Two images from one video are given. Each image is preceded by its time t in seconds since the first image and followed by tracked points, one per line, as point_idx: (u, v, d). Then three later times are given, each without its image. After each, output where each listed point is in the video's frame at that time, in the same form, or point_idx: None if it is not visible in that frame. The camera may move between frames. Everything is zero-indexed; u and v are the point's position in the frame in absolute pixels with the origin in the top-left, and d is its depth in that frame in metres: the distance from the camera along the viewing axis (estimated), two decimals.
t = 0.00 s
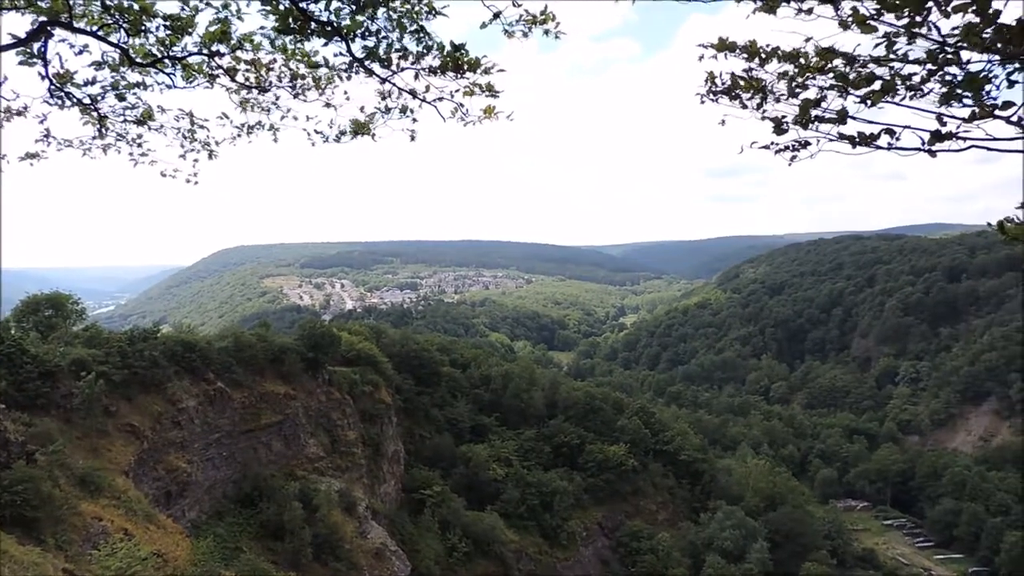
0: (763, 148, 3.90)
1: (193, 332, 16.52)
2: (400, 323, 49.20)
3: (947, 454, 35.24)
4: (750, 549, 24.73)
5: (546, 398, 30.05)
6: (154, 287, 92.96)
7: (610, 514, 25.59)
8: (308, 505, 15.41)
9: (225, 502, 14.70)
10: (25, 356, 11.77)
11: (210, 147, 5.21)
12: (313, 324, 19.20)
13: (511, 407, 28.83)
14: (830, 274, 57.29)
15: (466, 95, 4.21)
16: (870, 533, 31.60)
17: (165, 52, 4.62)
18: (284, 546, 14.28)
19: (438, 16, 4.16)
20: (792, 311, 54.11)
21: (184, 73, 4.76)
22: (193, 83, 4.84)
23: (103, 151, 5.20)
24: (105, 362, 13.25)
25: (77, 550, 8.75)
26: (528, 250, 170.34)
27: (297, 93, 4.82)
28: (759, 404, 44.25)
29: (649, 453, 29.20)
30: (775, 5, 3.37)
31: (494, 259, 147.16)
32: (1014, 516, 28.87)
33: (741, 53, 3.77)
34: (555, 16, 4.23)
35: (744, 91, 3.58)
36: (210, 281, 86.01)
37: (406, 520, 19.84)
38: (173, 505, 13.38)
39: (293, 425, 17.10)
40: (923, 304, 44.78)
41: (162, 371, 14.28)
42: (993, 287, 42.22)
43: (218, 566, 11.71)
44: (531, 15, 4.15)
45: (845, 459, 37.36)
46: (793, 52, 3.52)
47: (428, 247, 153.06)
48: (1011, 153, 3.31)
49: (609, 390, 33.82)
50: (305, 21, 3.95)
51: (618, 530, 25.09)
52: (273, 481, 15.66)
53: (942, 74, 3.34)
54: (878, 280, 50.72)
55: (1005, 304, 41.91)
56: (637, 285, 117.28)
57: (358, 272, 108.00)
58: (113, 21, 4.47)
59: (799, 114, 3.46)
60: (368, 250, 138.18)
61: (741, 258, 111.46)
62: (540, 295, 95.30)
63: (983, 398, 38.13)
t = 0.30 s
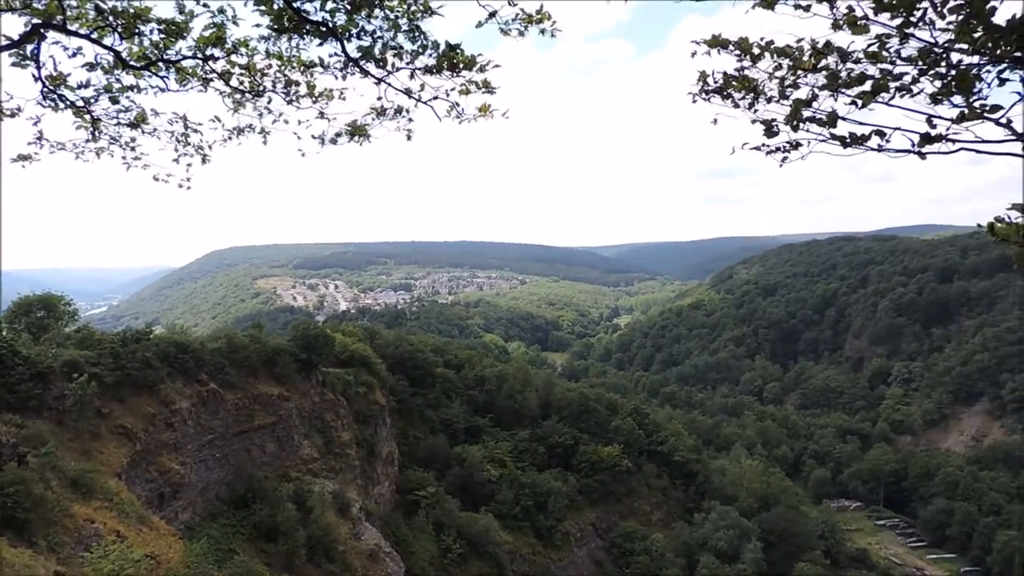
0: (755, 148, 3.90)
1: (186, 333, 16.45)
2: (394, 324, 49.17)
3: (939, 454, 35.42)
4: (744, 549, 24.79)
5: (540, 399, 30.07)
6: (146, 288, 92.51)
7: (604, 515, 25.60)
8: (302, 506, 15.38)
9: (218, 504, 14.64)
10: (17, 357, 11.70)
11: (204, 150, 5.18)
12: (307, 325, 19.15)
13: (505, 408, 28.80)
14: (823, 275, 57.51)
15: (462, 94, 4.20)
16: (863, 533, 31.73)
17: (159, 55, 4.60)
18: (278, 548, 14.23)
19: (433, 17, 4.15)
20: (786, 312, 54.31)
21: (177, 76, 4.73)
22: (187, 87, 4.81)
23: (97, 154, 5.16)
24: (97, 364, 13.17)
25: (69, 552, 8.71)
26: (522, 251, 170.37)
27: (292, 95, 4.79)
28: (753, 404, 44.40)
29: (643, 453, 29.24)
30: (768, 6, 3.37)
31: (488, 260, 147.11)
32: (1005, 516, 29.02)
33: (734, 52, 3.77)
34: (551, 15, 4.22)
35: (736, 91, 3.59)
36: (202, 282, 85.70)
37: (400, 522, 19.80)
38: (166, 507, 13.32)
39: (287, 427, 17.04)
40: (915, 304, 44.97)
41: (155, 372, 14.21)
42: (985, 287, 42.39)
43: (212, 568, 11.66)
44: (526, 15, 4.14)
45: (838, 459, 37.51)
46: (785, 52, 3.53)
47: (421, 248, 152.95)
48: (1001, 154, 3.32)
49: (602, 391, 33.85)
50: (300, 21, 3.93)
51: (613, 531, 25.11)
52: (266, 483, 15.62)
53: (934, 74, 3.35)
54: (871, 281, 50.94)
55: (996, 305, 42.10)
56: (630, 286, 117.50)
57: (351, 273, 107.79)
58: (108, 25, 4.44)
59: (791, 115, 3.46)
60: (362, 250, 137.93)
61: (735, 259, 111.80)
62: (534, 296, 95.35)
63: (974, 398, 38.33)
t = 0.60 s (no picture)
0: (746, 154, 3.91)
1: (180, 332, 16.39)
2: (389, 325, 49.10)
3: (932, 456, 35.54)
4: (737, 551, 24.84)
5: (534, 400, 30.06)
6: (140, 287, 92.15)
7: (598, 516, 25.61)
8: (295, 507, 15.33)
9: (211, 504, 14.59)
10: (9, 356, 11.64)
11: (198, 150, 5.18)
12: (302, 325, 19.09)
13: (499, 409, 28.78)
14: (817, 278, 57.68)
15: (459, 96, 4.20)
16: (856, 536, 31.81)
17: (153, 55, 4.59)
18: (271, 549, 14.19)
19: (429, 19, 4.14)
20: (780, 314, 54.46)
21: (172, 77, 4.72)
22: (182, 87, 4.80)
23: (89, 153, 5.14)
24: (90, 363, 13.11)
25: (59, 552, 8.65)
26: (518, 252, 170.42)
27: (288, 97, 4.79)
28: (747, 407, 44.51)
29: (637, 455, 29.24)
30: (757, 12, 3.38)
31: (483, 261, 147.00)
32: (997, 519, 29.13)
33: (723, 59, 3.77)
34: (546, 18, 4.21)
35: (725, 100, 3.60)
36: (197, 282, 85.34)
37: (393, 523, 19.74)
38: (158, 508, 13.26)
39: (280, 427, 16.98)
40: (909, 307, 45.14)
41: (148, 372, 14.14)
42: (978, 291, 42.52)
43: (204, 569, 11.61)
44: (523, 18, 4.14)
45: (832, 461, 37.63)
46: (775, 58, 3.53)
47: (416, 249, 152.76)
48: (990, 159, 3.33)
49: (597, 393, 33.85)
50: (296, 23, 3.93)
51: (606, 533, 25.11)
52: (259, 484, 15.58)
53: (922, 80, 3.35)
54: (865, 285, 51.11)
55: (989, 308, 42.21)
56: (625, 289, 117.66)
57: (346, 273, 107.60)
58: (102, 24, 4.42)
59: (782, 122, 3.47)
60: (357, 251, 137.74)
61: (729, 261, 112.21)
62: (529, 298, 95.45)
63: (967, 402, 38.47)
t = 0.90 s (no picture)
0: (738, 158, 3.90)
1: (171, 334, 16.30)
2: (382, 327, 49.02)
3: (924, 456, 35.73)
4: (731, 551, 24.92)
5: (527, 402, 30.05)
6: (131, 290, 91.64)
7: (592, 517, 25.63)
8: (288, 509, 15.29)
9: (204, 507, 14.53)
10: None
11: (187, 151, 5.15)
12: (294, 327, 19.03)
13: (492, 411, 28.74)
14: (809, 279, 57.92)
15: (449, 98, 4.19)
16: (849, 535, 31.95)
17: (142, 56, 4.57)
18: (263, 551, 14.13)
19: (420, 20, 4.12)
20: (772, 315, 54.68)
21: (161, 77, 4.70)
22: (171, 87, 4.78)
23: (77, 154, 5.10)
24: (81, 365, 13.03)
25: (51, 556, 8.59)
26: (511, 254, 170.55)
27: (277, 98, 4.77)
28: (740, 407, 44.65)
29: (630, 456, 29.28)
30: (748, 15, 3.39)
31: (475, 263, 146.85)
32: (988, 518, 29.32)
33: (715, 64, 3.77)
34: (538, 23, 4.22)
35: (717, 104, 3.62)
36: (188, 284, 84.90)
37: (386, 525, 19.67)
38: (150, 511, 13.20)
39: (273, 430, 16.91)
40: (900, 308, 45.38)
41: (140, 374, 14.05)
42: (968, 291, 42.75)
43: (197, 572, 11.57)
44: (514, 21, 4.14)
45: (824, 461, 37.79)
46: (766, 62, 3.54)
47: (408, 251, 152.54)
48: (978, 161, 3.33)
49: (590, 394, 33.88)
50: (285, 25, 3.92)
51: (601, 533, 25.13)
52: (252, 486, 15.53)
53: (911, 83, 3.35)
54: (857, 285, 51.33)
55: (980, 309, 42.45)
56: (619, 290, 117.79)
57: (339, 275, 107.28)
58: (91, 24, 4.39)
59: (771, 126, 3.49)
60: (350, 253, 137.43)
61: (722, 262, 112.53)
62: (522, 299, 95.52)
63: (958, 401, 38.66)
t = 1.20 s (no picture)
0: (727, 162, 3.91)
1: (164, 336, 16.23)
2: (376, 328, 48.98)
3: (916, 455, 35.89)
4: (725, 551, 24.98)
5: (521, 402, 30.04)
6: (124, 291, 91.26)
7: (586, 518, 25.63)
8: (282, 512, 15.25)
9: (197, 510, 14.48)
10: None
11: (176, 153, 5.13)
12: (287, 329, 18.99)
13: (487, 411, 28.74)
14: (802, 279, 58.13)
15: (436, 99, 4.19)
16: (842, 534, 32.07)
17: (131, 57, 4.54)
18: (257, 554, 14.10)
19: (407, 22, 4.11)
20: (766, 315, 54.89)
21: (150, 79, 4.68)
22: (160, 89, 4.76)
23: (66, 156, 5.07)
24: (73, 368, 12.95)
25: (43, 560, 8.55)
26: (505, 255, 170.67)
27: (266, 100, 4.75)
28: (733, 407, 44.80)
29: (625, 456, 29.32)
30: (734, 21, 3.40)
31: (469, 263, 146.65)
32: (980, 516, 29.47)
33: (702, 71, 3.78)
34: (526, 25, 4.22)
35: (704, 109, 3.63)
36: (181, 285, 84.58)
37: (381, 526, 19.63)
38: (143, 514, 13.14)
39: (267, 432, 16.84)
40: (892, 308, 45.57)
41: (132, 377, 13.97)
42: (960, 291, 42.93)
43: None
44: (501, 23, 4.14)
45: (818, 461, 37.93)
46: (753, 67, 3.54)
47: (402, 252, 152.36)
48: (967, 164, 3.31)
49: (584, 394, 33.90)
50: (273, 25, 3.91)
51: (595, 534, 25.14)
52: (246, 488, 15.47)
53: (898, 87, 3.31)
54: (850, 285, 51.53)
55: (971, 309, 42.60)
56: (612, 291, 118.01)
57: (332, 276, 106.94)
58: (79, 25, 4.37)
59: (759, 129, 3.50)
60: (344, 254, 137.22)
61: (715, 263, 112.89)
62: (516, 300, 95.56)
63: (950, 401, 38.83)
